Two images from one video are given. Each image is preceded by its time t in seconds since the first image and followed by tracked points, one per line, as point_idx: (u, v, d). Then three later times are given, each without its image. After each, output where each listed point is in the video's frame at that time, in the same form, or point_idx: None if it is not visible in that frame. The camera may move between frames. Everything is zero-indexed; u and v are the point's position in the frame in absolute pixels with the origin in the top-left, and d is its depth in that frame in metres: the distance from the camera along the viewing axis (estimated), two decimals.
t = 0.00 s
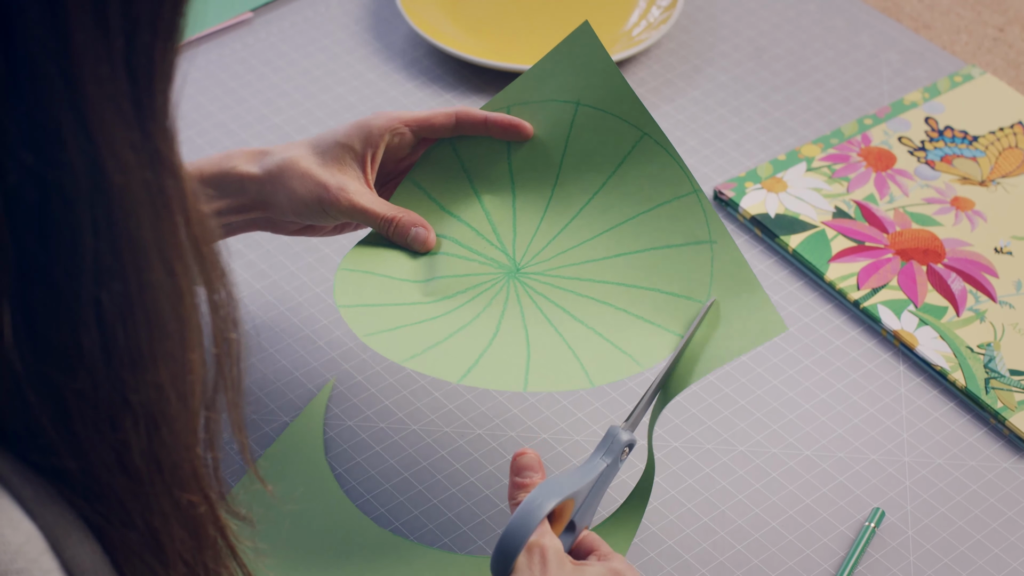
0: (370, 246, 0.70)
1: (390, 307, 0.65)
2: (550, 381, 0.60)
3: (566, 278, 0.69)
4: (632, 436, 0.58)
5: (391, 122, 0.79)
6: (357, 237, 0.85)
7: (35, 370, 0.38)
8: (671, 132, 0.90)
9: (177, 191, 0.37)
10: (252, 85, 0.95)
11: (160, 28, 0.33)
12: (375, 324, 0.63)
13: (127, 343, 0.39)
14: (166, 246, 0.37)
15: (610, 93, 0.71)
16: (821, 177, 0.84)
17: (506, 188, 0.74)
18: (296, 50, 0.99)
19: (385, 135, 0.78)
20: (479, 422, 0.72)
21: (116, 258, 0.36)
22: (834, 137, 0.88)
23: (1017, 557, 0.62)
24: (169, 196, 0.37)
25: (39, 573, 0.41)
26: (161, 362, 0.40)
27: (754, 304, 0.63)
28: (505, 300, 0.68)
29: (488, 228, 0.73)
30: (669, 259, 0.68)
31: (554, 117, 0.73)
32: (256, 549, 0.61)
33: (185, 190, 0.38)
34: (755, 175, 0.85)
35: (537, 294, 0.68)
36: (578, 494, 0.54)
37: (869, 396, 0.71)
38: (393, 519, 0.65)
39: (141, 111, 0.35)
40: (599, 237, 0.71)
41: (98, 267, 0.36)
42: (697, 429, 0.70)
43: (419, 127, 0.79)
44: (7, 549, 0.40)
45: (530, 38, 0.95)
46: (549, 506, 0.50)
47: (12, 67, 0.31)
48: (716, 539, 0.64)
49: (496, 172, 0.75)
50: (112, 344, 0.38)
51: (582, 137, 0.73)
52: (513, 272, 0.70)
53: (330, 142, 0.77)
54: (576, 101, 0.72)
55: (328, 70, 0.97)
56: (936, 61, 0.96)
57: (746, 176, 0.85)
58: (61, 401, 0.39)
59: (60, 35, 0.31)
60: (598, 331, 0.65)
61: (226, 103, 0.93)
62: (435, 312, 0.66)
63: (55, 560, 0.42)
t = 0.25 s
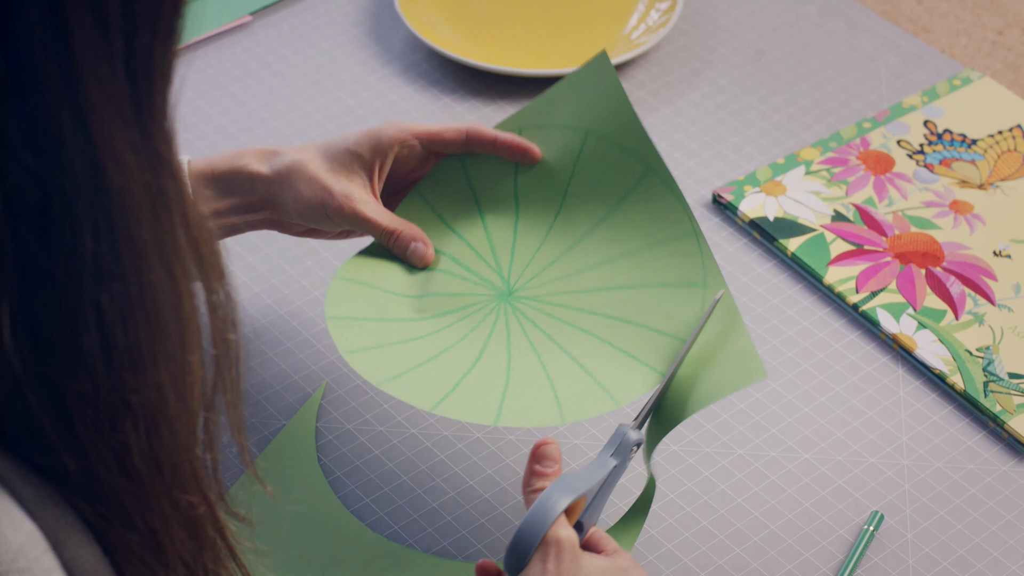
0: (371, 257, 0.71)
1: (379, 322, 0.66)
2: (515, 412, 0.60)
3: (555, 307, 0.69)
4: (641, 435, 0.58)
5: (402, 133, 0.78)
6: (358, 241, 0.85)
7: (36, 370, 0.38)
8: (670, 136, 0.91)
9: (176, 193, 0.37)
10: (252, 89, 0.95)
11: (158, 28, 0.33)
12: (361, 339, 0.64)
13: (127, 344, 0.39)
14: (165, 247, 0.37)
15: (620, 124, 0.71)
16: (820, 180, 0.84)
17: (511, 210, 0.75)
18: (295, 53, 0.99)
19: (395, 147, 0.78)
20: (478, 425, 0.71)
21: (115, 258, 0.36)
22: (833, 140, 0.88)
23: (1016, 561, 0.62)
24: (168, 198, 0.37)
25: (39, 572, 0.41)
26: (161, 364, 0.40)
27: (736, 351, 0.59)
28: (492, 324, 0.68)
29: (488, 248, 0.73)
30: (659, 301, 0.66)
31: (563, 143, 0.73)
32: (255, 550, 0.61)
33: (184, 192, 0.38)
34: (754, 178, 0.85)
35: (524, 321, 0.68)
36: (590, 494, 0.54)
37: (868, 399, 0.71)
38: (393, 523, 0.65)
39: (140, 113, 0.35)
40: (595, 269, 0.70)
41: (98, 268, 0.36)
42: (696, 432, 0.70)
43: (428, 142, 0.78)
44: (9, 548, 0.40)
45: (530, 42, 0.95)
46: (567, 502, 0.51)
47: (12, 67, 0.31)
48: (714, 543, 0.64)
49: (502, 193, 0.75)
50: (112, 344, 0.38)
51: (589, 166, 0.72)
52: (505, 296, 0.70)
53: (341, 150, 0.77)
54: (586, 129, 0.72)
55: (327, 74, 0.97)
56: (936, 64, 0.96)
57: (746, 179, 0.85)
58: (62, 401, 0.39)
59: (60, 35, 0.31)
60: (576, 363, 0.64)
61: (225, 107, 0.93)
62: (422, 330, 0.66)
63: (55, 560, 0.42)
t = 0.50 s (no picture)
0: (370, 260, 0.71)
1: (375, 321, 0.66)
2: (509, 406, 0.59)
3: (553, 314, 0.69)
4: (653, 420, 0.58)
5: (407, 139, 0.78)
6: (358, 245, 0.85)
7: (34, 372, 0.38)
8: (670, 139, 0.91)
9: (174, 193, 0.37)
10: (251, 92, 0.95)
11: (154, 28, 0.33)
12: (356, 335, 0.64)
13: (125, 343, 0.38)
14: (162, 247, 0.37)
15: (620, 137, 0.72)
16: (819, 183, 0.84)
17: (511, 221, 0.75)
18: (294, 56, 0.99)
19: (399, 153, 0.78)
20: (478, 428, 0.71)
21: (113, 259, 0.36)
22: (832, 142, 0.88)
23: (1016, 563, 0.62)
24: (164, 198, 0.37)
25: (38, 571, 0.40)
26: (159, 364, 0.40)
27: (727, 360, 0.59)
28: (491, 327, 0.67)
29: (487, 257, 0.73)
30: (657, 314, 0.67)
31: (564, 156, 0.74)
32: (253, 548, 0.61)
33: (181, 192, 0.38)
34: (753, 181, 0.85)
35: (522, 326, 0.67)
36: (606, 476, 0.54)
37: (868, 402, 0.71)
38: (392, 525, 0.65)
39: (138, 114, 0.35)
40: (593, 281, 0.71)
41: (95, 268, 0.36)
42: (695, 435, 0.70)
43: (433, 150, 0.78)
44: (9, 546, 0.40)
45: (529, 45, 0.95)
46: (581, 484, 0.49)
47: (10, 67, 0.31)
48: (714, 546, 0.64)
49: (503, 203, 0.75)
50: (110, 344, 0.38)
51: (590, 179, 0.73)
52: (502, 303, 0.70)
53: (346, 155, 0.77)
54: (588, 142, 0.73)
55: (326, 77, 0.97)
56: (935, 67, 0.96)
57: (745, 182, 0.85)
58: (60, 401, 0.39)
59: (58, 35, 0.31)
60: (572, 366, 0.63)
61: (224, 110, 0.93)
62: (418, 330, 0.66)
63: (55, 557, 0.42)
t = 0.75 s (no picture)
0: (374, 256, 0.71)
1: (373, 314, 0.66)
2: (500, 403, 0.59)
3: (552, 314, 0.68)
4: (648, 427, 0.58)
5: (415, 138, 0.78)
6: (359, 246, 0.85)
7: (33, 374, 0.38)
8: (670, 141, 0.91)
9: (170, 192, 0.37)
10: (251, 94, 0.95)
11: (150, 29, 0.33)
12: (354, 327, 0.64)
13: (123, 343, 0.38)
14: (160, 246, 0.37)
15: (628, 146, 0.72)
16: (819, 185, 0.84)
17: (515, 222, 0.75)
18: (294, 58, 0.99)
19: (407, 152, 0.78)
20: (478, 430, 0.71)
21: (110, 258, 0.36)
22: (832, 144, 0.88)
23: (1015, 565, 0.62)
24: (162, 197, 0.37)
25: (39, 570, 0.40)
26: (156, 364, 0.40)
27: (724, 363, 0.59)
28: (489, 325, 0.67)
29: (488, 256, 0.73)
30: (656, 317, 0.66)
31: (573, 161, 0.74)
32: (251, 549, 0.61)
33: (178, 191, 0.38)
34: (753, 183, 0.85)
35: (519, 325, 0.67)
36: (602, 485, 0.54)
37: (867, 404, 0.71)
38: (393, 527, 0.65)
39: (135, 114, 0.35)
40: (593, 283, 0.70)
41: (92, 268, 0.36)
42: (695, 437, 0.70)
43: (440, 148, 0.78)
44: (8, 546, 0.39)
45: (529, 47, 0.95)
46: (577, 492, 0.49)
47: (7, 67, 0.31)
48: (713, 548, 0.64)
49: (508, 204, 0.75)
50: (107, 343, 0.38)
51: (597, 185, 0.73)
52: (501, 301, 0.70)
53: (355, 152, 0.77)
54: (597, 148, 0.73)
55: (326, 79, 0.97)
56: (934, 69, 0.96)
57: (745, 184, 0.85)
58: (59, 402, 0.39)
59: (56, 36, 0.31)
60: (566, 364, 0.63)
61: (225, 112, 0.93)
62: (416, 325, 0.66)
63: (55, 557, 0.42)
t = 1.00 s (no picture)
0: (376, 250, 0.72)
1: (367, 304, 0.66)
2: (479, 395, 0.59)
3: (543, 317, 0.68)
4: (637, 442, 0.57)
5: (428, 138, 0.78)
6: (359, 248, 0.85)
7: (31, 376, 0.38)
8: (669, 143, 0.91)
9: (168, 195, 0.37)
10: (251, 96, 0.95)
11: (148, 30, 0.33)
12: (347, 315, 0.64)
13: (121, 345, 0.38)
14: (158, 248, 0.37)
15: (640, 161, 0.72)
16: (819, 187, 0.84)
17: (518, 229, 0.75)
18: (294, 60, 0.99)
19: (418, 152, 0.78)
20: (478, 432, 0.71)
21: (107, 260, 0.36)
22: (832, 146, 0.88)
23: (1015, 567, 0.62)
24: (159, 199, 0.36)
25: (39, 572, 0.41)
26: (154, 366, 0.40)
27: (705, 371, 0.58)
28: (480, 323, 0.67)
29: (488, 257, 0.73)
30: (646, 328, 0.66)
31: (581, 173, 0.74)
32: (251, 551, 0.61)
33: (176, 193, 0.38)
34: (753, 186, 0.85)
35: (509, 325, 0.67)
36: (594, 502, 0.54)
37: (867, 406, 0.71)
38: (392, 529, 0.65)
39: (133, 115, 0.35)
40: (587, 293, 0.70)
41: (89, 269, 0.36)
42: (695, 439, 0.70)
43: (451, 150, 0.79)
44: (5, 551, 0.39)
45: (528, 49, 0.95)
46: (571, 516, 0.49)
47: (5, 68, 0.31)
48: (713, 550, 0.64)
49: (513, 210, 0.75)
50: (105, 346, 0.38)
51: (603, 197, 0.73)
52: (494, 302, 0.69)
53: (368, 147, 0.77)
54: (606, 163, 0.73)
55: (326, 81, 0.97)
56: (934, 71, 0.96)
57: (745, 186, 0.85)
58: (57, 404, 0.39)
59: (54, 37, 0.31)
60: (550, 364, 0.63)
61: (225, 114, 0.93)
62: (408, 318, 0.66)
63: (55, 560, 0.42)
